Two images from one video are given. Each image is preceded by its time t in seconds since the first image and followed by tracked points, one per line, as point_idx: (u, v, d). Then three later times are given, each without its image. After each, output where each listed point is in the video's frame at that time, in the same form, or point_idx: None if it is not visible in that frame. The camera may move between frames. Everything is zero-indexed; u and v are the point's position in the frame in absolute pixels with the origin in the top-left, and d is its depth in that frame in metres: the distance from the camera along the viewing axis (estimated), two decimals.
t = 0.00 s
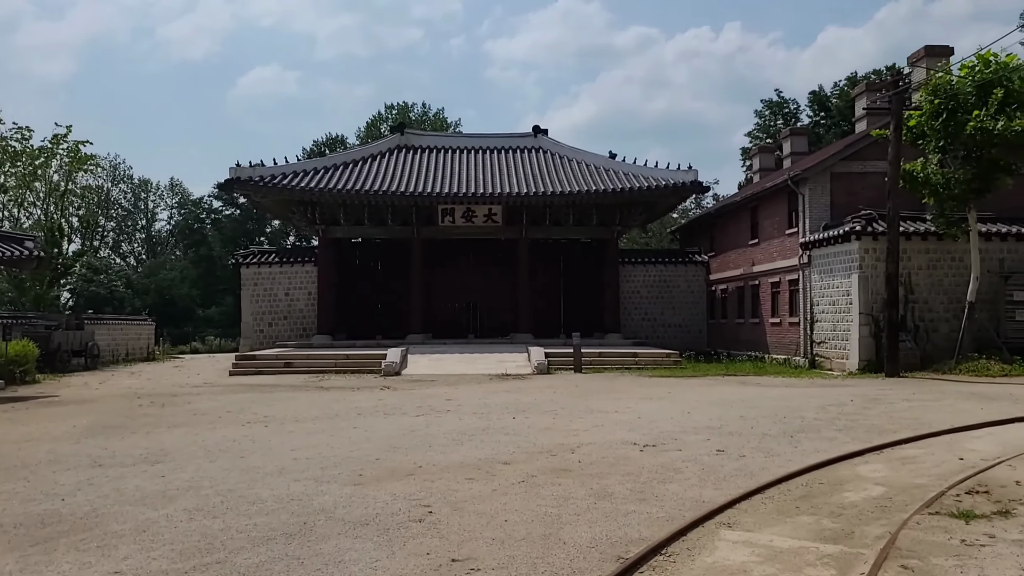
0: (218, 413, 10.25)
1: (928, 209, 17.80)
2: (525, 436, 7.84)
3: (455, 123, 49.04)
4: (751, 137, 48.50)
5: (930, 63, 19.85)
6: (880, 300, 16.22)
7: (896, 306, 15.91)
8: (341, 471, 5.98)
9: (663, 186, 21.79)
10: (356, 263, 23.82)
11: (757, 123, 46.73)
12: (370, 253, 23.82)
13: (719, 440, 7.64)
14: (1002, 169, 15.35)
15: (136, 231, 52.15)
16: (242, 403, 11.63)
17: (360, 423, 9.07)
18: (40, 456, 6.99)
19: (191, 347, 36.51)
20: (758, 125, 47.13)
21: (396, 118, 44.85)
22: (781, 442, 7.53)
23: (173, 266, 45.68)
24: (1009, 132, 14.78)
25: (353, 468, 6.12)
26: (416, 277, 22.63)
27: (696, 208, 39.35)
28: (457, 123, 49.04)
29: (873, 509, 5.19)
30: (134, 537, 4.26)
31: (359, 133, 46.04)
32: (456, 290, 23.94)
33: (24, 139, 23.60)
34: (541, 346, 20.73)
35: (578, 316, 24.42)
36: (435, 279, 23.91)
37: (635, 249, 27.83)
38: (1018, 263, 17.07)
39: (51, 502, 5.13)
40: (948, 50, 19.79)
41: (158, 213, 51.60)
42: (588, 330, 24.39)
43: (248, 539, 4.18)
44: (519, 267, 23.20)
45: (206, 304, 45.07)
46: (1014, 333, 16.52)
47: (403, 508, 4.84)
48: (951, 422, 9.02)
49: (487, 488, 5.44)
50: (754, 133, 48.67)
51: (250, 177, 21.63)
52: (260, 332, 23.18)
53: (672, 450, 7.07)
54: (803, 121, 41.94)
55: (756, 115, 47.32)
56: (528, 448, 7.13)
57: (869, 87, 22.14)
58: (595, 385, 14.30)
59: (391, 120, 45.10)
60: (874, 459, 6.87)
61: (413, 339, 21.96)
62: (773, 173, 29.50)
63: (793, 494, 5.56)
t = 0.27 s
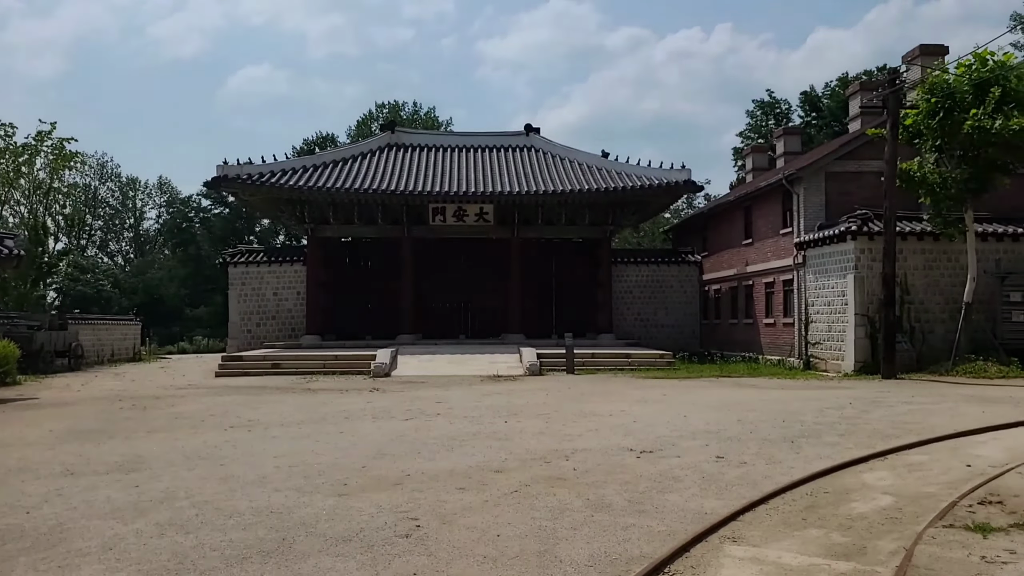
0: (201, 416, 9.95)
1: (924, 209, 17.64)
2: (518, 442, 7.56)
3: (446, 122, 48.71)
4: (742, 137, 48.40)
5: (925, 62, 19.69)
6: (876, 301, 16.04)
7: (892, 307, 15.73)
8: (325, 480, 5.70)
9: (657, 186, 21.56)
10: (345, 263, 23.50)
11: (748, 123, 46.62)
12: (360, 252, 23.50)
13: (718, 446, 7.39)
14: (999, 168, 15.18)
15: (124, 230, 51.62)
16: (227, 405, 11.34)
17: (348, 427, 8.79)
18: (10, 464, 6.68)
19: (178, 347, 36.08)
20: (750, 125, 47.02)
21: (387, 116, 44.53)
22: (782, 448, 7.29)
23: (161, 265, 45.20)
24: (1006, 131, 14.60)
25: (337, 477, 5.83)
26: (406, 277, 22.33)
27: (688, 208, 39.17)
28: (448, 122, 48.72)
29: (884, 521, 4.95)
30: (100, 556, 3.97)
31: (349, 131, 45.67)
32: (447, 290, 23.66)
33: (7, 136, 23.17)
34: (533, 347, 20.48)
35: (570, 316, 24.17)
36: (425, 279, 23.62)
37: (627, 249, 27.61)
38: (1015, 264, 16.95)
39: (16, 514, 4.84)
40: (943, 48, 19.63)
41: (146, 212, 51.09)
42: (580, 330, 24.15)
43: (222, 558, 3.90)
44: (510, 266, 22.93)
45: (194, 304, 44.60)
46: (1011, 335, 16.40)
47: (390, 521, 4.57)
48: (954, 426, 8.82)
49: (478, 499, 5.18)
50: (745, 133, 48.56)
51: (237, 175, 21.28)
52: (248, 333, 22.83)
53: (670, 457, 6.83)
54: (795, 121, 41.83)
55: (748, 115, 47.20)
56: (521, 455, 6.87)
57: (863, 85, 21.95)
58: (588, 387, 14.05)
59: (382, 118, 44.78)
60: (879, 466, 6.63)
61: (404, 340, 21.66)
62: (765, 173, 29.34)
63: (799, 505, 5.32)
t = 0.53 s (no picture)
0: (184, 416, 9.67)
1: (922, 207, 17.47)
2: (512, 443, 7.30)
3: (439, 120, 48.40)
4: (735, 136, 48.24)
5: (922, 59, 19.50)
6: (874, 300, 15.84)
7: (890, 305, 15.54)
8: (309, 483, 5.42)
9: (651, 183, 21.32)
10: (336, 260, 23.19)
11: (741, 122, 46.44)
12: (351, 248, 23.20)
13: (718, 448, 7.15)
14: (998, 166, 14.99)
15: (113, 226, 51.13)
16: (212, 404, 11.04)
17: (335, 427, 8.52)
18: None
19: (167, 345, 35.67)
20: (743, 124, 46.84)
21: (379, 113, 44.19)
22: (785, 450, 7.05)
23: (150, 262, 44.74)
24: (1007, 128, 14.42)
25: (322, 479, 5.55)
26: (397, 274, 22.04)
27: (681, 207, 38.96)
28: (441, 119, 48.40)
29: (897, 528, 4.71)
30: (65, 566, 3.69)
31: (341, 128, 45.31)
32: (439, 287, 23.38)
33: None
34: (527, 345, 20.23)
35: (563, 314, 23.92)
36: (417, 277, 23.34)
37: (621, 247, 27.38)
38: (1012, 262, 16.85)
39: None
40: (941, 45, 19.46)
41: (136, 208, 50.59)
42: (573, 328, 23.90)
43: (196, 568, 3.63)
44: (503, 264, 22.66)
45: (184, 301, 44.18)
46: (1009, 334, 16.29)
47: (376, 528, 4.30)
48: (957, 427, 8.61)
49: (471, 504, 4.92)
50: (738, 131, 48.35)
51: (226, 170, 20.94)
52: (237, 330, 22.50)
53: (669, 459, 6.58)
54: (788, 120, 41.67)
55: (741, 114, 47.03)
56: (515, 456, 6.60)
57: (859, 83, 21.79)
58: (582, 386, 13.80)
59: (374, 115, 44.45)
60: (886, 469, 6.41)
61: (395, 338, 21.37)
62: (760, 171, 29.17)
63: (807, 510, 5.07)
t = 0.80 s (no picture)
0: (166, 419, 9.37)
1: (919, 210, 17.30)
2: (503, 450, 7.04)
3: (431, 119, 48.10)
4: (728, 138, 48.11)
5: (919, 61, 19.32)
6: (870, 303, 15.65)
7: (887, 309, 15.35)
8: (290, 494, 5.15)
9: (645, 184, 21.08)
10: (326, 259, 22.89)
11: (734, 124, 46.29)
12: (341, 248, 22.89)
13: (717, 456, 6.91)
14: (997, 168, 14.81)
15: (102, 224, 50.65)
16: (195, 407, 10.75)
17: (321, 432, 8.24)
18: None
19: (155, 344, 35.26)
20: (736, 126, 46.69)
21: (371, 112, 43.88)
22: (786, 459, 6.81)
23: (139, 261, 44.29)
24: (1006, 130, 14.21)
25: (304, 490, 5.28)
26: (388, 274, 21.75)
27: (674, 209, 38.75)
28: (433, 119, 48.10)
29: (909, 546, 4.47)
30: None
31: (333, 127, 44.97)
32: (430, 288, 23.10)
33: None
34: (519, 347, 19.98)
35: (555, 316, 23.68)
36: (408, 277, 23.05)
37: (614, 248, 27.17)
38: (1009, 266, 16.76)
39: None
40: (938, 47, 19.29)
41: (125, 206, 50.09)
42: (566, 330, 23.66)
43: None
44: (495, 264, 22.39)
45: (173, 300, 43.77)
46: (1005, 339, 16.18)
47: (357, 547, 4.03)
48: (960, 435, 8.40)
49: (460, 518, 4.66)
50: (731, 133, 48.21)
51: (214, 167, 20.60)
52: (225, 329, 22.17)
53: (666, 468, 6.34)
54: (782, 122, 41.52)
55: (734, 116, 46.88)
56: (507, 465, 6.34)
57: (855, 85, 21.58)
58: (575, 389, 13.55)
59: (366, 114, 44.12)
60: (891, 480, 6.18)
61: (385, 339, 21.08)
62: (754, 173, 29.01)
63: (813, 525, 4.83)
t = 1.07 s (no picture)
0: (146, 418, 9.07)
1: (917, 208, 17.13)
2: (494, 451, 6.78)
3: (423, 116, 47.77)
4: (721, 137, 47.96)
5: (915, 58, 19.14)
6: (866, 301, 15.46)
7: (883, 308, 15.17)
8: (268, 498, 4.88)
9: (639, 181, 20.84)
10: (316, 256, 22.58)
11: (727, 123, 46.13)
12: (331, 244, 22.59)
13: (715, 458, 6.67)
14: (995, 165, 14.66)
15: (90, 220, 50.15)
16: (178, 405, 10.46)
17: (305, 432, 7.96)
18: None
19: (142, 341, 34.87)
20: (729, 125, 46.53)
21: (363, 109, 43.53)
22: (787, 461, 6.58)
23: (127, 258, 43.84)
24: (1004, 126, 14.04)
25: (282, 493, 5.02)
26: (379, 271, 21.43)
27: (667, 208, 38.52)
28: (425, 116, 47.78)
29: (921, 554, 4.23)
30: None
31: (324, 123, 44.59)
32: (422, 286, 22.81)
33: None
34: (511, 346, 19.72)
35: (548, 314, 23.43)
36: (400, 275, 22.76)
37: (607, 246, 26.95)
38: (1006, 265, 16.63)
39: None
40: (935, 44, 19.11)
41: (114, 202, 49.59)
42: (558, 329, 23.42)
43: None
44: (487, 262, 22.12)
45: (162, 297, 43.36)
46: (1002, 339, 16.06)
47: (336, 557, 3.78)
48: (963, 436, 8.20)
49: (447, 524, 4.39)
50: (724, 132, 48.06)
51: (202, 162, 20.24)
52: (213, 327, 21.84)
53: (662, 471, 6.09)
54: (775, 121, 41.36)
55: (727, 115, 46.72)
56: (497, 467, 6.08)
57: (850, 82, 21.36)
58: (567, 388, 13.30)
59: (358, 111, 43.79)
60: (896, 484, 5.95)
61: (376, 337, 20.78)
62: (748, 171, 28.83)
63: (820, 532, 4.60)
